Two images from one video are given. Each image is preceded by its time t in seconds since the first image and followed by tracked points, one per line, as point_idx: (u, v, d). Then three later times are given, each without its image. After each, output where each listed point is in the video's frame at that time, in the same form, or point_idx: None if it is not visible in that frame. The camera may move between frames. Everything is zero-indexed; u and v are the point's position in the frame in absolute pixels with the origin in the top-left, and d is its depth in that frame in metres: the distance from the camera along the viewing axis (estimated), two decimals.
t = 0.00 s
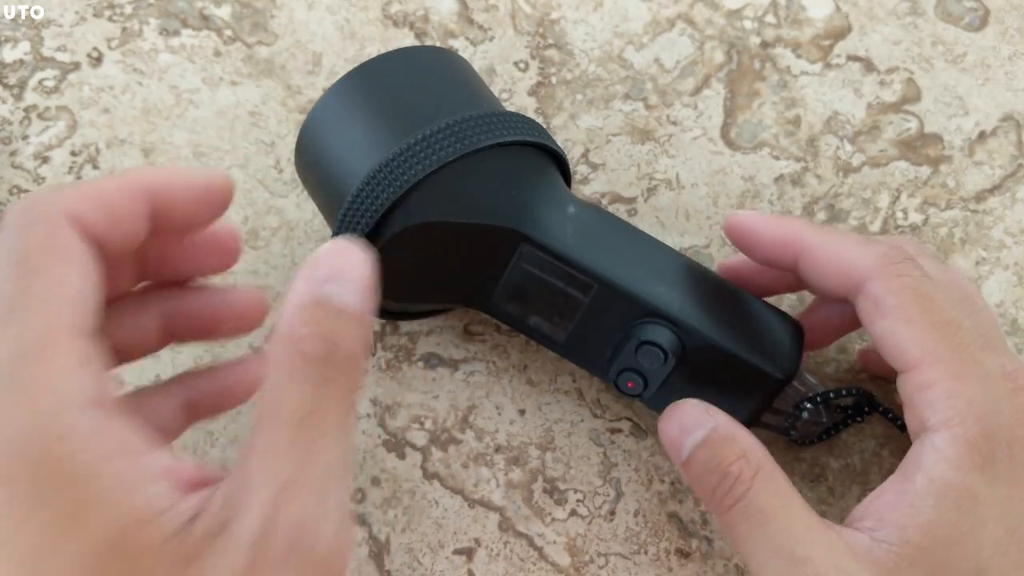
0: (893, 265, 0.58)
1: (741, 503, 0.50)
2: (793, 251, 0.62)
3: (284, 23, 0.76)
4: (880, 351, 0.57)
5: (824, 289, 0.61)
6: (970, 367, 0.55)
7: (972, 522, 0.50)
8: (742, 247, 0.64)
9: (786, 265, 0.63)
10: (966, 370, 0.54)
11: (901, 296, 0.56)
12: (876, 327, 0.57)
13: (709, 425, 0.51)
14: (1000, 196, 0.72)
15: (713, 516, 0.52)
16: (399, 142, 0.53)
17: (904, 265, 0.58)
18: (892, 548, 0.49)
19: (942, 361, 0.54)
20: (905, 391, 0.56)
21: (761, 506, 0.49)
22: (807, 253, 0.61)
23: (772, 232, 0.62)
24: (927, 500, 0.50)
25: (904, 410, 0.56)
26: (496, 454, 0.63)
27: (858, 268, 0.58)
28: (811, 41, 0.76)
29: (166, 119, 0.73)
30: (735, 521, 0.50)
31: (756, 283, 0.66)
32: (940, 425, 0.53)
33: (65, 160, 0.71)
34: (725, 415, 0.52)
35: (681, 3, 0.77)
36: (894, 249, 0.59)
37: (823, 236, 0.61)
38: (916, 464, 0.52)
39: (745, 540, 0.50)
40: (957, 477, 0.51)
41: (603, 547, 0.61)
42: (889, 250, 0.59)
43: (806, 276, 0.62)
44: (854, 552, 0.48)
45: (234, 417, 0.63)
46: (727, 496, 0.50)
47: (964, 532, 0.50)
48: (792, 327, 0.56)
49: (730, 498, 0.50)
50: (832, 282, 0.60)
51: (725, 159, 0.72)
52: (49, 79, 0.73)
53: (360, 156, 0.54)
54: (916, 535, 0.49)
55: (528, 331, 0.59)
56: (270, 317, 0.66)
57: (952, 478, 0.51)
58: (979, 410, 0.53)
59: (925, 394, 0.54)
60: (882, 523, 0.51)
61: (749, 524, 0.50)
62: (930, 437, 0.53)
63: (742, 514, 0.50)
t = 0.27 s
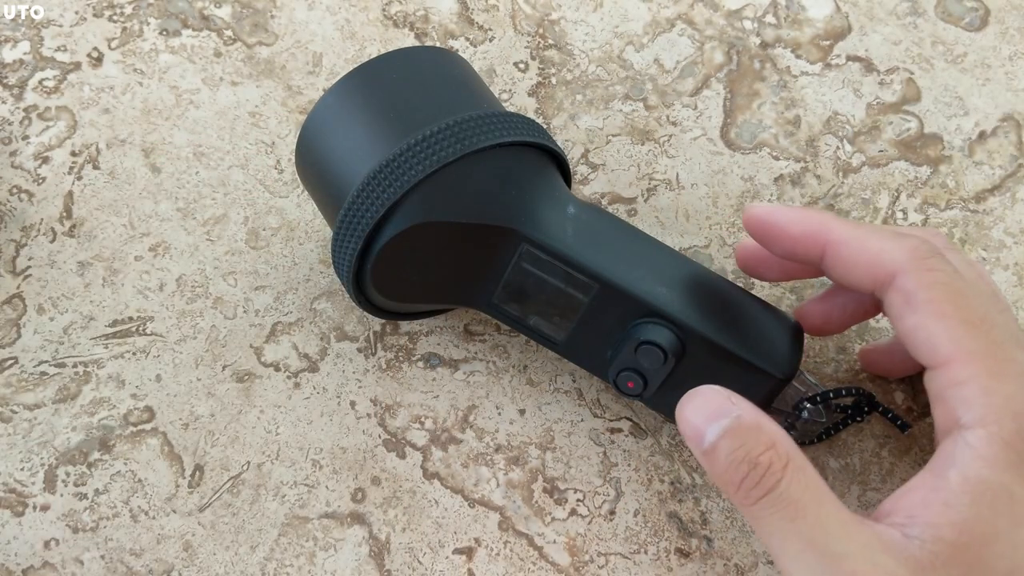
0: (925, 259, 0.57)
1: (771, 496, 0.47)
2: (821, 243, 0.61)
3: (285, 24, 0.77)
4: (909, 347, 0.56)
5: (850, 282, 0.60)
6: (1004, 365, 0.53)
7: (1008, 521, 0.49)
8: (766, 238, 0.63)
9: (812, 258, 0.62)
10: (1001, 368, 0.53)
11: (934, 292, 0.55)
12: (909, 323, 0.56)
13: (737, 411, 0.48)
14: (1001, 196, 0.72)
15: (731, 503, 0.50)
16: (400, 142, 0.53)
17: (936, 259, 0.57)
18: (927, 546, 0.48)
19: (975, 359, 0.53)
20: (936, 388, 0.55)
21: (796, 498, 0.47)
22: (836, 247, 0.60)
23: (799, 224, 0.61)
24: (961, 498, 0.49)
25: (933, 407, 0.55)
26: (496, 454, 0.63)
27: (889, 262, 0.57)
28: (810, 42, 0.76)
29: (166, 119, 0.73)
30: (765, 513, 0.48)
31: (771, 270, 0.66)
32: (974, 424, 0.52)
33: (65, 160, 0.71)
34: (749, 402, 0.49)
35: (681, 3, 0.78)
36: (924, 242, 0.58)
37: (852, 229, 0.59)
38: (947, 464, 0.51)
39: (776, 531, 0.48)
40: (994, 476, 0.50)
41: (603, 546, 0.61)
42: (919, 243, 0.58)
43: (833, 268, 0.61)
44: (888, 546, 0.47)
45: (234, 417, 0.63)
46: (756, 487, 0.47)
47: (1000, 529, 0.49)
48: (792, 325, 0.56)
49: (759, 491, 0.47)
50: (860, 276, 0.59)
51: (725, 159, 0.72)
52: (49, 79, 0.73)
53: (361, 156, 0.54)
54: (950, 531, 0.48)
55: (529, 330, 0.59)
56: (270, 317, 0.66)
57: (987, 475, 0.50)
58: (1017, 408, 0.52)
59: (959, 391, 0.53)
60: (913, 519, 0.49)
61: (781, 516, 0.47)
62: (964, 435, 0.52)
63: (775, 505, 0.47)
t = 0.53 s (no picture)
0: (926, 256, 0.57)
1: (771, 491, 0.47)
2: (822, 242, 0.61)
3: (284, 24, 0.77)
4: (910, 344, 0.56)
5: (851, 280, 0.60)
6: (1005, 361, 0.53)
7: (1007, 514, 0.49)
8: (767, 240, 0.63)
9: (813, 258, 0.62)
10: (1001, 362, 0.53)
11: (936, 288, 0.55)
12: (912, 319, 0.56)
13: (737, 407, 0.48)
14: (1001, 196, 0.72)
15: (731, 496, 0.50)
16: (400, 142, 0.53)
17: (937, 257, 0.57)
18: (927, 539, 0.48)
19: (976, 355, 0.53)
20: (936, 384, 0.55)
21: (795, 492, 0.47)
22: (837, 245, 0.60)
23: (801, 222, 0.61)
24: (961, 491, 0.49)
25: (933, 403, 0.55)
26: (496, 454, 0.63)
27: (891, 260, 0.58)
28: (811, 42, 0.76)
29: (166, 119, 0.73)
30: (765, 508, 0.48)
31: (770, 272, 0.66)
32: (975, 418, 0.51)
33: (65, 160, 0.71)
34: (748, 398, 0.49)
35: (681, 3, 0.78)
36: (924, 240, 0.59)
37: (853, 227, 0.60)
38: (949, 455, 0.51)
39: (776, 526, 0.48)
40: (994, 469, 0.50)
41: (603, 546, 0.61)
42: (920, 241, 0.58)
43: (834, 266, 0.61)
44: (888, 538, 0.47)
45: (234, 417, 0.63)
46: (756, 481, 0.47)
47: (999, 520, 0.49)
48: (792, 326, 0.56)
49: (759, 486, 0.47)
50: (862, 273, 0.59)
51: (725, 159, 0.72)
52: (49, 79, 0.73)
53: (361, 156, 0.54)
54: (949, 524, 0.48)
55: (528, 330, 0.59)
56: (270, 317, 0.66)
57: (988, 470, 0.50)
58: (1017, 402, 0.52)
59: (961, 386, 0.53)
60: (913, 513, 0.49)
61: (781, 509, 0.47)
62: (964, 428, 0.51)
63: (774, 499, 0.47)
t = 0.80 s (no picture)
0: (931, 256, 0.57)
1: (778, 484, 0.47)
2: (828, 242, 0.61)
3: (284, 24, 0.77)
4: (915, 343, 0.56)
5: (857, 280, 0.60)
6: (1011, 360, 0.53)
7: (1012, 513, 0.49)
8: (772, 241, 0.63)
9: (818, 258, 0.62)
10: (1008, 361, 0.53)
11: (942, 287, 0.56)
12: (918, 319, 0.56)
13: (745, 401, 0.48)
14: (1001, 196, 0.72)
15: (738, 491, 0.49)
16: (400, 142, 0.53)
17: (943, 257, 0.57)
18: (933, 535, 0.48)
19: (982, 353, 0.53)
20: (942, 383, 0.54)
21: (802, 485, 0.47)
22: (843, 245, 0.60)
23: (807, 222, 0.61)
24: (967, 488, 0.49)
25: (939, 402, 0.55)
26: (496, 454, 0.63)
27: (897, 260, 0.58)
28: (811, 42, 0.76)
29: (166, 119, 0.73)
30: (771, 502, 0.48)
31: (773, 274, 0.65)
32: (982, 417, 0.51)
33: (65, 160, 0.71)
34: (757, 394, 0.49)
35: (681, 3, 0.78)
36: (930, 241, 0.59)
37: (859, 228, 0.60)
38: (956, 453, 0.51)
39: (783, 520, 0.48)
40: (1001, 468, 0.49)
41: (603, 547, 0.61)
42: (925, 241, 0.59)
43: (839, 266, 0.61)
44: (895, 534, 0.47)
45: (234, 417, 0.63)
46: (763, 474, 0.47)
47: (1004, 518, 0.49)
48: (792, 327, 0.56)
49: (766, 480, 0.47)
50: (868, 273, 0.59)
51: (725, 159, 0.72)
52: (49, 79, 0.73)
53: (361, 156, 0.54)
54: (954, 521, 0.48)
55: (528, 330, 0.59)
56: (271, 317, 0.66)
57: (993, 467, 0.49)
58: None
59: (968, 385, 0.53)
60: (919, 509, 0.49)
61: (788, 502, 0.47)
62: (971, 427, 0.51)
63: (781, 492, 0.47)
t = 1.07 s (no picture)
0: (977, 246, 0.58)
1: (839, 439, 0.44)
2: (868, 234, 0.61)
3: (284, 24, 0.77)
4: (957, 330, 0.57)
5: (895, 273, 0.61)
6: None
7: None
8: (807, 236, 0.62)
9: (856, 251, 0.62)
10: None
11: (989, 276, 0.56)
12: (966, 307, 0.56)
13: (803, 354, 0.45)
14: (1001, 196, 0.72)
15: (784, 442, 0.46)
16: (400, 142, 0.53)
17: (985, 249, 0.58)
18: (981, 510, 0.47)
19: None
20: (985, 369, 0.55)
21: (864, 442, 0.44)
22: (882, 238, 0.61)
23: (845, 214, 0.61)
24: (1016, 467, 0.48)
25: (981, 388, 0.55)
26: (496, 454, 0.63)
27: (942, 249, 0.58)
28: (811, 41, 0.76)
29: (166, 119, 0.73)
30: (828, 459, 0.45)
31: (799, 272, 0.65)
32: None
33: (65, 160, 0.71)
34: (812, 347, 0.46)
35: (681, 3, 0.78)
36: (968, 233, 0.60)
37: (900, 220, 0.60)
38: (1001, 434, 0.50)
39: (838, 476, 0.45)
40: None
41: (603, 546, 0.61)
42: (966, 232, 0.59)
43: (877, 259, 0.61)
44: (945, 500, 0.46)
45: (234, 417, 0.63)
46: (823, 428, 0.44)
47: None
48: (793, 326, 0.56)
49: (826, 435, 0.44)
50: (910, 264, 0.60)
51: (725, 159, 0.72)
52: (49, 79, 0.73)
53: (361, 156, 0.54)
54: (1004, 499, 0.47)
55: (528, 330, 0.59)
56: (270, 317, 0.66)
57: None
58: None
59: (1011, 371, 0.53)
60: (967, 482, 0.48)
61: (846, 460, 0.44)
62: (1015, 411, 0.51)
63: (840, 448, 0.44)
